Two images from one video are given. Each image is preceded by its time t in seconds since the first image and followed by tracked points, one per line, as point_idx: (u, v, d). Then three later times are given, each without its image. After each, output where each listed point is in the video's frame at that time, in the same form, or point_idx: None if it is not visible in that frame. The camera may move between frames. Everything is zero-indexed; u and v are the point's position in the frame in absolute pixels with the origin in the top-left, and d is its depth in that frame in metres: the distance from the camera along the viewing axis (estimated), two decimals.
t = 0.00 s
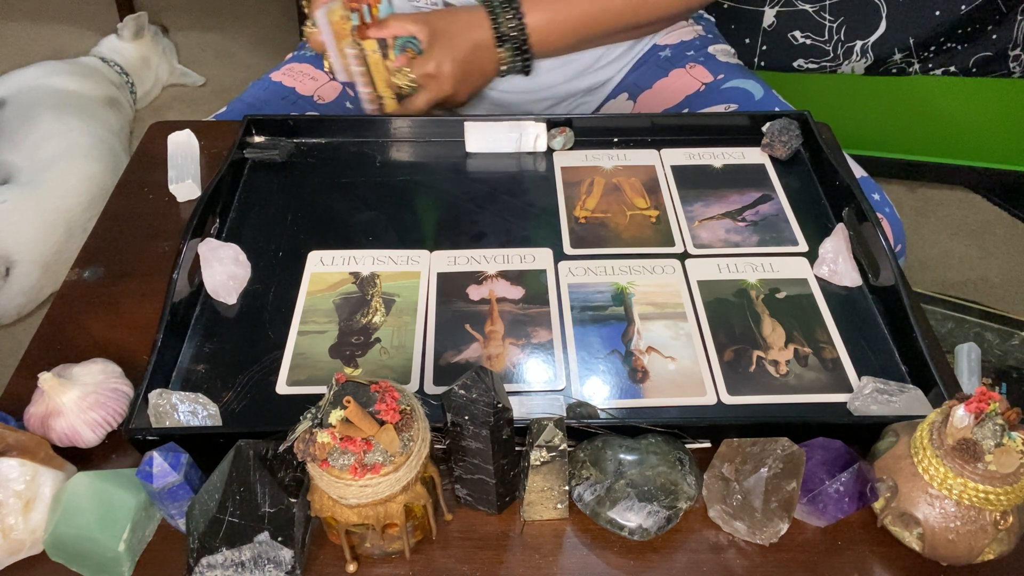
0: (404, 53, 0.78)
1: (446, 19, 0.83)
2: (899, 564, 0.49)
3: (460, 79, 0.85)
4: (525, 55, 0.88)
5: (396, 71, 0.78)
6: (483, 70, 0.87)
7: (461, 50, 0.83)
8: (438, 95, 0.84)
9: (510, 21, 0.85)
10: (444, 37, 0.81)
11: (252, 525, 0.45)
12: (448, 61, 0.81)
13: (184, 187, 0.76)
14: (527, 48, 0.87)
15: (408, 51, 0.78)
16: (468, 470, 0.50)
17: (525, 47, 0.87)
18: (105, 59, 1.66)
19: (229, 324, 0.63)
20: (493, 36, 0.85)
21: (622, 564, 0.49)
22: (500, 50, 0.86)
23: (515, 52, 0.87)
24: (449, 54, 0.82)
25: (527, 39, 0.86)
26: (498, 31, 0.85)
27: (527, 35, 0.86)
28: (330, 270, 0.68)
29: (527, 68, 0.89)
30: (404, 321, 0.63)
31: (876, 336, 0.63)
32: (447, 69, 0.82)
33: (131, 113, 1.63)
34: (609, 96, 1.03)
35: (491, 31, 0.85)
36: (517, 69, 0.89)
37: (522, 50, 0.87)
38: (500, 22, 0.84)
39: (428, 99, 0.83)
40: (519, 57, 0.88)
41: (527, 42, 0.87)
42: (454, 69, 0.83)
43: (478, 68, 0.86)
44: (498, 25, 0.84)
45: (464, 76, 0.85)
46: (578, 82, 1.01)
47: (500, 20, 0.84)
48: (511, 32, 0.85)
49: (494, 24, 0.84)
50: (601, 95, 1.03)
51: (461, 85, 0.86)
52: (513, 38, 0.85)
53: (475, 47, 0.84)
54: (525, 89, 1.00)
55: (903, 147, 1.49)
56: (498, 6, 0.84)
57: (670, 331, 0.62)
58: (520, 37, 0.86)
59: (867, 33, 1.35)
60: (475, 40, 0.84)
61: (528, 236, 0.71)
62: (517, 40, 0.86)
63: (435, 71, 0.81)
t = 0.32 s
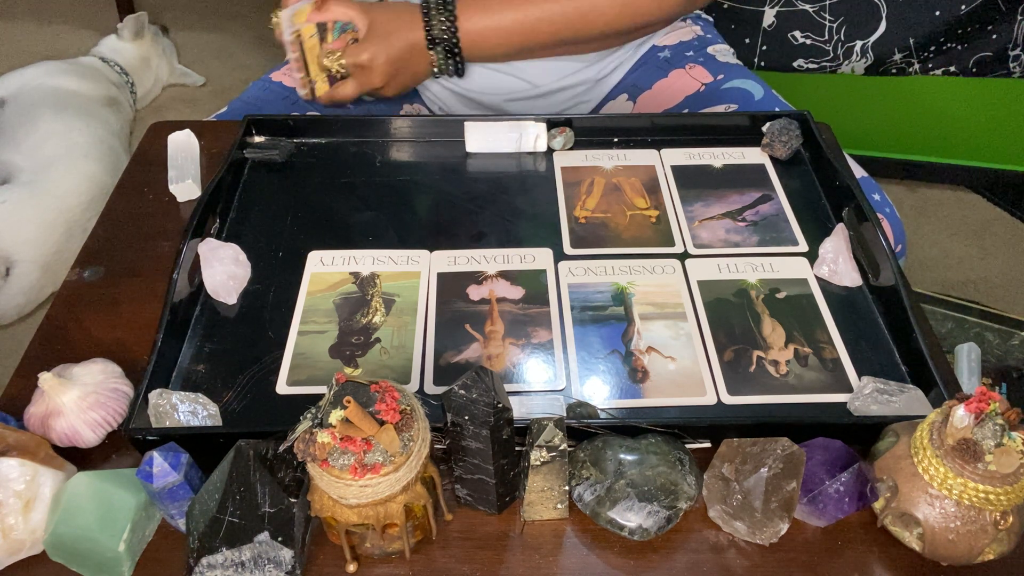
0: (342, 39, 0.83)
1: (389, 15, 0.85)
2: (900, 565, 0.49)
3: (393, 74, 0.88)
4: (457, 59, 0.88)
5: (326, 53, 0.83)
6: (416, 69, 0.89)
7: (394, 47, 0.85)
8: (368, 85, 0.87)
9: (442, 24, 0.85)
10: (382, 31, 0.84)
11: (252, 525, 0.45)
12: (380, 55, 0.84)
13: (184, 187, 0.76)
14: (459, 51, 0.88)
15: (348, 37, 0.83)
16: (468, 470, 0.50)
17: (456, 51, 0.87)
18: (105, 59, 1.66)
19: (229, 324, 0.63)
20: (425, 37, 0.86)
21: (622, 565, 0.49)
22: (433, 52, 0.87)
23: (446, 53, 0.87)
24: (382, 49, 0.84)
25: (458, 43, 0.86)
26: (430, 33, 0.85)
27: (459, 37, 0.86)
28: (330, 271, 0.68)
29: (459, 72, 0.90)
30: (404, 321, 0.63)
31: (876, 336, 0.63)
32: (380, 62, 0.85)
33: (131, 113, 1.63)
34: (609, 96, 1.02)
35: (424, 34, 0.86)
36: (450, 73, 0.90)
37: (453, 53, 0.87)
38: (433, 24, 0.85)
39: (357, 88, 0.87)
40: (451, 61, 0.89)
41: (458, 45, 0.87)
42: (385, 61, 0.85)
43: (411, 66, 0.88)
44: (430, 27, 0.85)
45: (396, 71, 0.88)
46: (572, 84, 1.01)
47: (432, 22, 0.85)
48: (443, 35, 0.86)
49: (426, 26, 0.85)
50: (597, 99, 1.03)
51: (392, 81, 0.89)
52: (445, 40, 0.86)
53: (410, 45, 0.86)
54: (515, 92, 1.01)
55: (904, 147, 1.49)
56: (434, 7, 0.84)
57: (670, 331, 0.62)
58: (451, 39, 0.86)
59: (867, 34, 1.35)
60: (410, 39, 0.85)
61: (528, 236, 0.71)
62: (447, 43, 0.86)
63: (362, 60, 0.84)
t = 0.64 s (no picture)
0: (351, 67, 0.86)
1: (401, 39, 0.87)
2: (899, 564, 0.49)
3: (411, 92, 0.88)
4: (473, 72, 0.88)
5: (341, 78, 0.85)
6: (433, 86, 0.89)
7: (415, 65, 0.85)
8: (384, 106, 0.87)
9: (454, 37, 0.85)
10: (392, 50, 0.85)
11: (252, 525, 0.45)
12: (393, 73, 0.84)
13: (184, 187, 0.76)
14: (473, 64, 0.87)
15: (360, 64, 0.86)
16: (468, 470, 0.50)
17: (470, 64, 0.87)
18: (105, 59, 1.66)
19: (229, 324, 0.63)
20: (438, 53, 0.86)
21: (622, 564, 0.49)
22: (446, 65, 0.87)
23: (460, 67, 0.87)
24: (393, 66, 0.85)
25: (471, 55, 0.86)
26: (441, 48, 0.85)
27: (471, 49, 0.86)
28: (330, 270, 0.68)
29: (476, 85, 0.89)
30: (404, 321, 0.63)
31: (876, 335, 0.63)
32: (394, 80, 0.85)
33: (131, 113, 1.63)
34: (609, 96, 1.03)
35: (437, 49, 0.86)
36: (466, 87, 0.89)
37: (468, 66, 0.87)
38: (444, 38, 0.85)
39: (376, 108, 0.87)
40: (465, 74, 0.88)
41: (473, 58, 0.87)
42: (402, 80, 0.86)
43: (427, 83, 0.88)
44: (443, 41, 0.85)
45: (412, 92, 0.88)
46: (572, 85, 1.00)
47: (444, 37, 0.85)
48: (455, 48, 0.86)
49: (437, 39, 0.85)
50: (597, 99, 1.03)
51: (410, 97, 0.88)
52: (457, 53, 0.86)
53: (425, 63, 0.86)
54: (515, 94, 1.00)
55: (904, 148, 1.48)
56: (442, 23, 0.85)
57: (670, 331, 0.62)
58: (463, 50, 0.86)
59: (867, 33, 1.35)
60: (424, 56, 0.85)
61: (528, 236, 0.71)
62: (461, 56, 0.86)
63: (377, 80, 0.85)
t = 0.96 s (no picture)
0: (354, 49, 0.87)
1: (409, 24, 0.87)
2: (899, 564, 0.49)
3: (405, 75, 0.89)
4: (477, 63, 0.88)
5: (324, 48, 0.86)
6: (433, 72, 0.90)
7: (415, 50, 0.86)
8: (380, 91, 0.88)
9: (463, 28, 0.85)
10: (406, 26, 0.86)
11: (253, 525, 0.45)
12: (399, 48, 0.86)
13: (184, 187, 0.76)
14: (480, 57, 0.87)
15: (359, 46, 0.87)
16: (468, 470, 0.50)
17: (476, 56, 0.87)
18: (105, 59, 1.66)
19: (229, 324, 0.63)
20: (446, 41, 0.86)
21: (622, 564, 0.49)
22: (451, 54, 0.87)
23: (466, 58, 0.87)
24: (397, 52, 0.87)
25: (478, 46, 0.86)
26: (450, 37, 0.86)
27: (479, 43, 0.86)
28: (330, 271, 0.68)
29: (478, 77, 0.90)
30: (404, 321, 0.63)
31: (876, 335, 0.63)
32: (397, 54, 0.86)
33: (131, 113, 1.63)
34: (609, 96, 1.03)
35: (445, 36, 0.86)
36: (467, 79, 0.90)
37: (472, 57, 0.87)
38: (453, 27, 0.85)
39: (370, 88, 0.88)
40: (470, 65, 0.88)
41: (479, 50, 0.87)
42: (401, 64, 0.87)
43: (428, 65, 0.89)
44: (452, 30, 0.86)
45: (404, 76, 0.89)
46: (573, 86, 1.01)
47: (453, 27, 0.86)
48: (462, 37, 0.86)
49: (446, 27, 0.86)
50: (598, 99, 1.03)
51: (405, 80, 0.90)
52: (466, 43, 0.86)
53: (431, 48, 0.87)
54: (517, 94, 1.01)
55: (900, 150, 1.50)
56: (453, 11, 0.85)
57: (670, 331, 0.62)
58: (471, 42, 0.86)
59: (867, 33, 1.35)
60: (431, 40, 0.86)
61: (528, 236, 0.71)
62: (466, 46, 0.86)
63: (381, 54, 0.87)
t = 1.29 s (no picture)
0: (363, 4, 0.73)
1: None
2: (899, 564, 0.49)
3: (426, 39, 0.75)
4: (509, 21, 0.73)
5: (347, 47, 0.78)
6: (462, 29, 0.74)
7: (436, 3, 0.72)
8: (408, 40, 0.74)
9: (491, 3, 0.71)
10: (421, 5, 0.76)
11: (252, 525, 0.45)
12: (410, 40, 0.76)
13: (184, 187, 0.76)
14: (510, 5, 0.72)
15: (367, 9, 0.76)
16: (468, 470, 0.50)
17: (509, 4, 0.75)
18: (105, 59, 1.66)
19: (229, 324, 0.63)
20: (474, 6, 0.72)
21: (622, 564, 0.49)
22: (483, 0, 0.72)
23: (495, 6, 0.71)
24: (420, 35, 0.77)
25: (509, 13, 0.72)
26: None
27: None
28: (330, 271, 0.68)
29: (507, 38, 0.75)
30: (404, 321, 0.63)
31: (876, 336, 0.63)
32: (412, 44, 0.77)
33: (131, 113, 1.63)
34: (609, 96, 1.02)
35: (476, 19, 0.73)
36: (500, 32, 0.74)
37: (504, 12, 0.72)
38: None
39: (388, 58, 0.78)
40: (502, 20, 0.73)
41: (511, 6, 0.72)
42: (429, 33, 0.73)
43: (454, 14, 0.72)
44: None
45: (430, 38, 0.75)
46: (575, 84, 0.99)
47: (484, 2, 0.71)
48: None
49: None
50: (598, 97, 1.02)
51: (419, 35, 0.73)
52: None
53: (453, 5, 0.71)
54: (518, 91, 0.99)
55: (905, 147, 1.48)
56: None
57: (670, 331, 0.62)
58: None
59: (867, 33, 1.34)
60: None
61: (528, 236, 0.71)
62: None
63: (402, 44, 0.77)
